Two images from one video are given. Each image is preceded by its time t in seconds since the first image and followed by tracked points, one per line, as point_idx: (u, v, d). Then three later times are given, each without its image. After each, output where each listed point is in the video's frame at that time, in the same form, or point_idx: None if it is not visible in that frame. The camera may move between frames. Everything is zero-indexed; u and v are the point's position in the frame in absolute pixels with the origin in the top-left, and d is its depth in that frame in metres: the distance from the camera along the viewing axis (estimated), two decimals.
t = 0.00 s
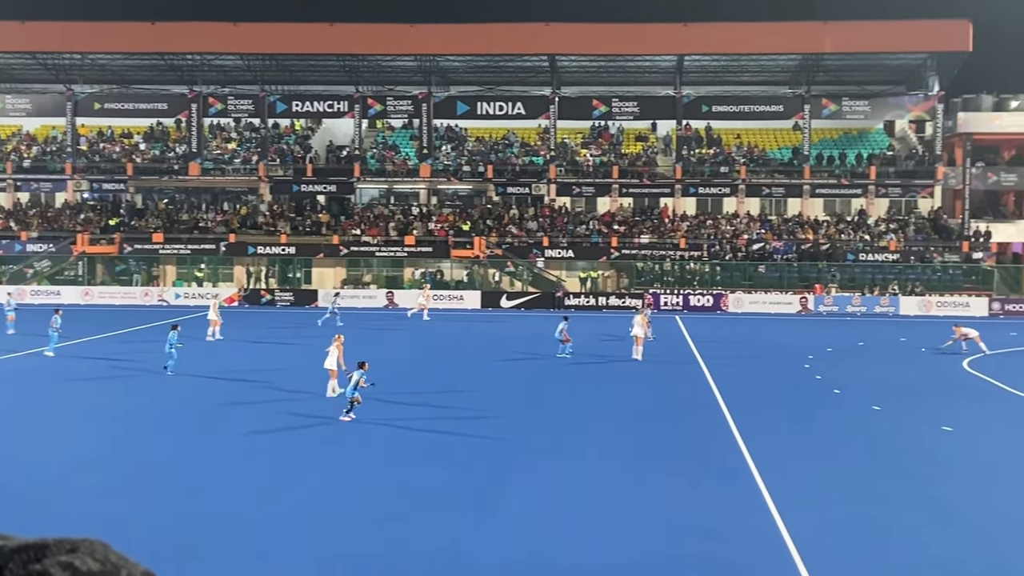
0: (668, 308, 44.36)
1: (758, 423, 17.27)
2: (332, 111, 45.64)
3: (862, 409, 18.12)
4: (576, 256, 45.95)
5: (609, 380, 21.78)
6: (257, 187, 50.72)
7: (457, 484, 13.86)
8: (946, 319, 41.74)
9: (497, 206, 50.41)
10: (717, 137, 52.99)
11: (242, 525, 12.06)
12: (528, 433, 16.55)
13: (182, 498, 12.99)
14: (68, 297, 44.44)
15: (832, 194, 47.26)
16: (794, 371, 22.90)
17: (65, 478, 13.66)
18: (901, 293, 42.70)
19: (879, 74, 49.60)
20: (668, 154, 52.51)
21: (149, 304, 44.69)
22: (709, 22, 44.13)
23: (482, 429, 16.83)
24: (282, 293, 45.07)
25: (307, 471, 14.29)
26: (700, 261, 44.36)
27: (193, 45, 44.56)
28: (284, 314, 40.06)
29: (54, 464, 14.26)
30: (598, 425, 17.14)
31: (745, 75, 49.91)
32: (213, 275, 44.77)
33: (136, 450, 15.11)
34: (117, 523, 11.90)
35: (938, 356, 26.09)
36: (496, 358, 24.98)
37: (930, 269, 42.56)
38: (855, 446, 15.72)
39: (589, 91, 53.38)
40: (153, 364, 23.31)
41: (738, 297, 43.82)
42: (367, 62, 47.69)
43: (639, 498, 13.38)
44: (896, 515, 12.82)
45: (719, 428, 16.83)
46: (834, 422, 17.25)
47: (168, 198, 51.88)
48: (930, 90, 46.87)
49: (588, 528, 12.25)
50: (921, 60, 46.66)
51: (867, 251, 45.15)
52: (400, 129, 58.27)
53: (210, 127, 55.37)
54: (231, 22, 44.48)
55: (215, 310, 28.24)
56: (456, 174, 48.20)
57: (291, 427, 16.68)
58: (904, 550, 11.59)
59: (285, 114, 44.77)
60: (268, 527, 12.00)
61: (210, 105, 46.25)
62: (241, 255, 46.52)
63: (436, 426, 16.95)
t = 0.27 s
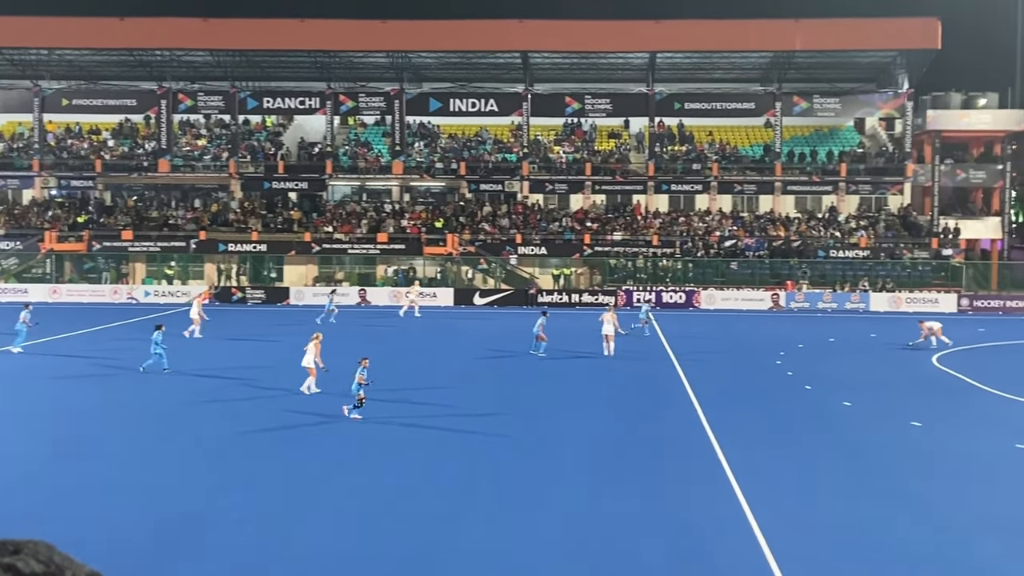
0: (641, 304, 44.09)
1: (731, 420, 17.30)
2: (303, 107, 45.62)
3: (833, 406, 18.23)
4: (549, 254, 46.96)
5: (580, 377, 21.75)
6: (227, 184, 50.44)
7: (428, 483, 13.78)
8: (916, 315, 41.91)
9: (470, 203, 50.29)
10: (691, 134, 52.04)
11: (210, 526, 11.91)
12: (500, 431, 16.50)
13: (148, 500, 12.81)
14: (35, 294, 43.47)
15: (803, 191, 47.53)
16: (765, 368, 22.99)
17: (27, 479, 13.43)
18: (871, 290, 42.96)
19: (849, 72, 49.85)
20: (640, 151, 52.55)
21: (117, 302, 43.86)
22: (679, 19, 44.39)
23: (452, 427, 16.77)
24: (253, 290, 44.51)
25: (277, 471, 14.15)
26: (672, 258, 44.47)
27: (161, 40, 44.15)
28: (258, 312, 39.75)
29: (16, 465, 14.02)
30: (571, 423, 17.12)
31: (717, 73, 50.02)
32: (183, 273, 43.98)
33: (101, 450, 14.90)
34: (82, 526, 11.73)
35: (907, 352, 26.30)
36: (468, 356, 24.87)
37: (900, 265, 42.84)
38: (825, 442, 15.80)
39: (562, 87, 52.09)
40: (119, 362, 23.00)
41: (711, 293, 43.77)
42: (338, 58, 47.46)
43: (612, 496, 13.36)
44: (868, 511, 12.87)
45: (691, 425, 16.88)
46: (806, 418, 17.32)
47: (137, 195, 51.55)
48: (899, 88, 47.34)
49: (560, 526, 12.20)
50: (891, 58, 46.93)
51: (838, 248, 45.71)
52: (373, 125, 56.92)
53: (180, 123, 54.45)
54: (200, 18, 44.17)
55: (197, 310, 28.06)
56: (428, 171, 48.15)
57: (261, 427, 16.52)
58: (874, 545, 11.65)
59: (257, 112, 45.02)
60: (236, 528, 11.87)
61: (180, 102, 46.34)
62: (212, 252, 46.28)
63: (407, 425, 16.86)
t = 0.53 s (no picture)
0: (619, 300, 44.51)
1: (708, 415, 17.39)
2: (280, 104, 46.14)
3: (809, 401, 18.32)
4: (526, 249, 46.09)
5: (555, 373, 21.84)
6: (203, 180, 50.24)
7: (404, 479, 13.83)
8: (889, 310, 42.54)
9: (447, 199, 49.97)
10: (667, 130, 52.21)
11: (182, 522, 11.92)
12: (476, 427, 16.57)
13: (121, 497, 12.82)
14: (10, 292, 43.43)
15: (779, 187, 46.95)
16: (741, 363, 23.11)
17: None
18: (847, 286, 43.31)
19: (825, 68, 49.78)
20: (617, 147, 52.43)
21: (92, 299, 44.09)
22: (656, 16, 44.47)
23: (427, 423, 16.81)
24: (230, 287, 44.58)
25: (252, 468, 14.18)
26: (650, 254, 44.48)
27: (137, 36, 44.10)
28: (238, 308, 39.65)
29: None
30: (547, 418, 17.20)
31: (694, 69, 49.95)
32: (159, 270, 44.30)
33: (74, 447, 14.89)
34: (54, 523, 11.73)
35: (881, 347, 26.43)
36: (444, 353, 24.87)
37: (875, 262, 43.23)
38: (801, 437, 15.90)
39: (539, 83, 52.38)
40: (90, 359, 22.95)
41: (687, 289, 44.12)
42: (315, 54, 47.09)
43: (587, 491, 13.43)
44: (841, 504, 12.96)
45: (669, 421, 16.94)
46: (782, 413, 17.43)
47: (113, 191, 51.25)
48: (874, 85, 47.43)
49: (535, 521, 12.26)
50: (866, 55, 46.99)
51: (814, 244, 45.47)
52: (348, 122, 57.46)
53: (156, 119, 53.81)
54: (177, 14, 44.11)
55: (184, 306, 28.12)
56: (405, 168, 47.55)
57: (235, 424, 16.55)
58: (847, 538, 11.75)
59: (233, 107, 45.36)
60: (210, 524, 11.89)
61: (155, 98, 46.32)
62: (188, 249, 45.50)
63: (382, 421, 16.91)
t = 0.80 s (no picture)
0: (598, 296, 44.68)
1: (689, 411, 17.38)
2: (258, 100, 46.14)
3: (789, 397, 18.36)
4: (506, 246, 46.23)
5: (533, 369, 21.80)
6: (182, 176, 50.07)
7: (384, 476, 13.77)
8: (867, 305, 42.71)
9: (426, 195, 49.68)
10: (647, 126, 51.88)
11: (159, 521, 11.83)
12: (455, 424, 16.52)
13: (96, 496, 12.70)
14: None
15: (759, 182, 47.30)
16: (721, 359, 23.10)
17: None
18: (826, 281, 43.52)
19: (803, 64, 49.76)
20: (597, 143, 52.48)
21: (70, 296, 43.79)
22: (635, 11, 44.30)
23: (405, 420, 16.77)
24: (208, 283, 44.42)
25: (230, 466, 14.08)
26: (629, 250, 44.59)
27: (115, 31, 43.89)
28: (221, 305, 39.48)
29: None
30: (527, 416, 17.16)
31: (674, 65, 49.99)
32: (138, 266, 44.19)
33: (48, 446, 14.75)
34: (28, 522, 11.62)
35: (860, 342, 26.49)
36: (423, 349, 24.82)
37: (854, 257, 43.37)
38: (781, 433, 15.91)
39: (519, 79, 52.52)
40: (63, 357, 22.78)
41: (667, 285, 44.24)
42: (293, 50, 46.98)
43: (568, 488, 13.39)
44: (823, 500, 12.94)
45: (649, 417, 16.93)
46: (762, 409, 17.44)
47: (91, 187, 51.09)
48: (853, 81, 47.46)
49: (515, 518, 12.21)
50: (845, 50, 47.01)
51: (793, 239, 45.54)
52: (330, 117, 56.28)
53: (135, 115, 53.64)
54: (154, 9, 43.78)
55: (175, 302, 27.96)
56: (385, 164, 47.56)
57: (212, 422, 16.44)
58: (828, 534, 11.73)
59: (211, 104, 45.36)
60: (186, 523, 11.80)
61: (133, 93, 46.21)
62: (166, 245, 45.92)
63: (360, 419, 16.85)
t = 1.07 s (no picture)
0: (580, 290, 44.55)
1: (672, 405, 17.42)
2: (240, 93, 46.00)
3: (771, 390, 18.47)
4: (490, 240, 46.44)
5: (515, 363, 21.81)
6: (163, 170, 49.92)
7: (366, 470, 13.76)
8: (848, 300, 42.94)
9: (408, 189, 49.41)
10: (629, 120, 52.08)
11: (139, 515, 11.80)
12: (438, 418, 16.53)
13: (77, 490, 12.66)
14: None
15: (740, 177, 47.36)
16: (703, 353, 23.15)
17: None
18: (807, 275, 43.70)
19: (785, 58, 49.82)
20: (580, 138, 52.41)
21: (52, 290, 43.49)
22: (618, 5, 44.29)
23: (389, 414, 16.80)
24: (191, 277, 44.32)
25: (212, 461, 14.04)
26: (612, 244, 44.67)
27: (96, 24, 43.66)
28: (205, 300, 39.35)
29: None
30: (510, 409, 17.18)
31: (656, 59, 50.00)
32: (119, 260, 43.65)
33: (27, 441, 14.69)
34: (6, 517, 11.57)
35: (841, 335, 26.65)
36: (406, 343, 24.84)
37: (835, 251, 43.52)
38: (763, 426, 16.01)
39: (501, 73, 51.70)
40: (41, 351, 22.66)
41: (650, 279, 44.33)
42: (275, 43, 46.88)
43: (551, 481, 13.41)
44: (804, 492, 13.01)
45: (632, 410, 17.01)
46: (745, 402, 17.50)
47: (72, 181, 50.84)
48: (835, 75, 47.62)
49: (498, 511, 12.23)
50: (826, 45, 47.14)
51: (774, 234, 45.86)
52: (313, 110, 55.75)
53: (115, 108, 53.19)
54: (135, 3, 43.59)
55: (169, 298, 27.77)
56: (367, 158, 47.27)
57: (194, 416, 16.40)
58: (810, 526, 11.78)
59: (192, 97, 45.13)
60: (168, 517, 11.77)
61: (114, 87, 45.83)
62: (148, 240, 45.76)
63: (342, 413, 16.84)
